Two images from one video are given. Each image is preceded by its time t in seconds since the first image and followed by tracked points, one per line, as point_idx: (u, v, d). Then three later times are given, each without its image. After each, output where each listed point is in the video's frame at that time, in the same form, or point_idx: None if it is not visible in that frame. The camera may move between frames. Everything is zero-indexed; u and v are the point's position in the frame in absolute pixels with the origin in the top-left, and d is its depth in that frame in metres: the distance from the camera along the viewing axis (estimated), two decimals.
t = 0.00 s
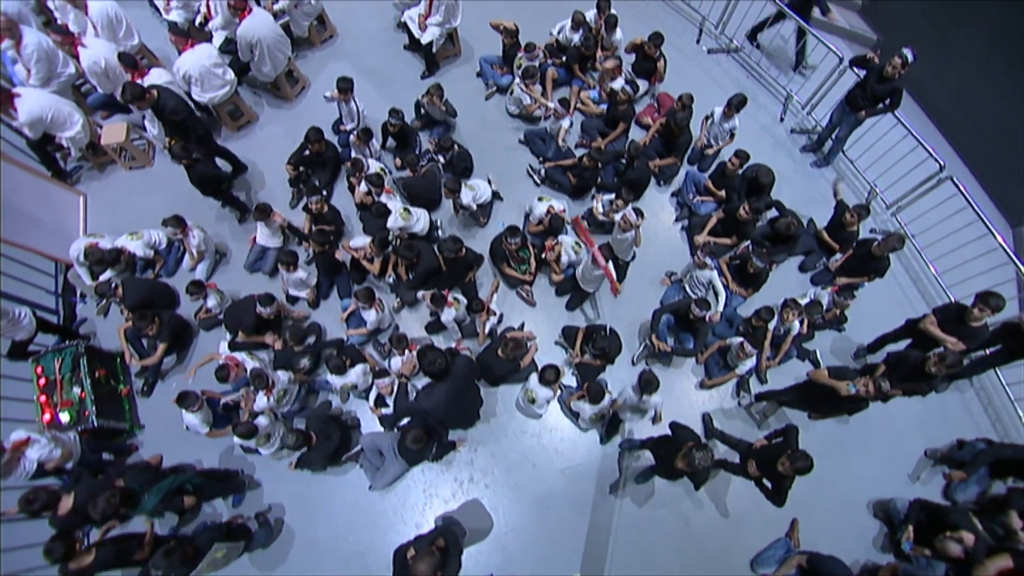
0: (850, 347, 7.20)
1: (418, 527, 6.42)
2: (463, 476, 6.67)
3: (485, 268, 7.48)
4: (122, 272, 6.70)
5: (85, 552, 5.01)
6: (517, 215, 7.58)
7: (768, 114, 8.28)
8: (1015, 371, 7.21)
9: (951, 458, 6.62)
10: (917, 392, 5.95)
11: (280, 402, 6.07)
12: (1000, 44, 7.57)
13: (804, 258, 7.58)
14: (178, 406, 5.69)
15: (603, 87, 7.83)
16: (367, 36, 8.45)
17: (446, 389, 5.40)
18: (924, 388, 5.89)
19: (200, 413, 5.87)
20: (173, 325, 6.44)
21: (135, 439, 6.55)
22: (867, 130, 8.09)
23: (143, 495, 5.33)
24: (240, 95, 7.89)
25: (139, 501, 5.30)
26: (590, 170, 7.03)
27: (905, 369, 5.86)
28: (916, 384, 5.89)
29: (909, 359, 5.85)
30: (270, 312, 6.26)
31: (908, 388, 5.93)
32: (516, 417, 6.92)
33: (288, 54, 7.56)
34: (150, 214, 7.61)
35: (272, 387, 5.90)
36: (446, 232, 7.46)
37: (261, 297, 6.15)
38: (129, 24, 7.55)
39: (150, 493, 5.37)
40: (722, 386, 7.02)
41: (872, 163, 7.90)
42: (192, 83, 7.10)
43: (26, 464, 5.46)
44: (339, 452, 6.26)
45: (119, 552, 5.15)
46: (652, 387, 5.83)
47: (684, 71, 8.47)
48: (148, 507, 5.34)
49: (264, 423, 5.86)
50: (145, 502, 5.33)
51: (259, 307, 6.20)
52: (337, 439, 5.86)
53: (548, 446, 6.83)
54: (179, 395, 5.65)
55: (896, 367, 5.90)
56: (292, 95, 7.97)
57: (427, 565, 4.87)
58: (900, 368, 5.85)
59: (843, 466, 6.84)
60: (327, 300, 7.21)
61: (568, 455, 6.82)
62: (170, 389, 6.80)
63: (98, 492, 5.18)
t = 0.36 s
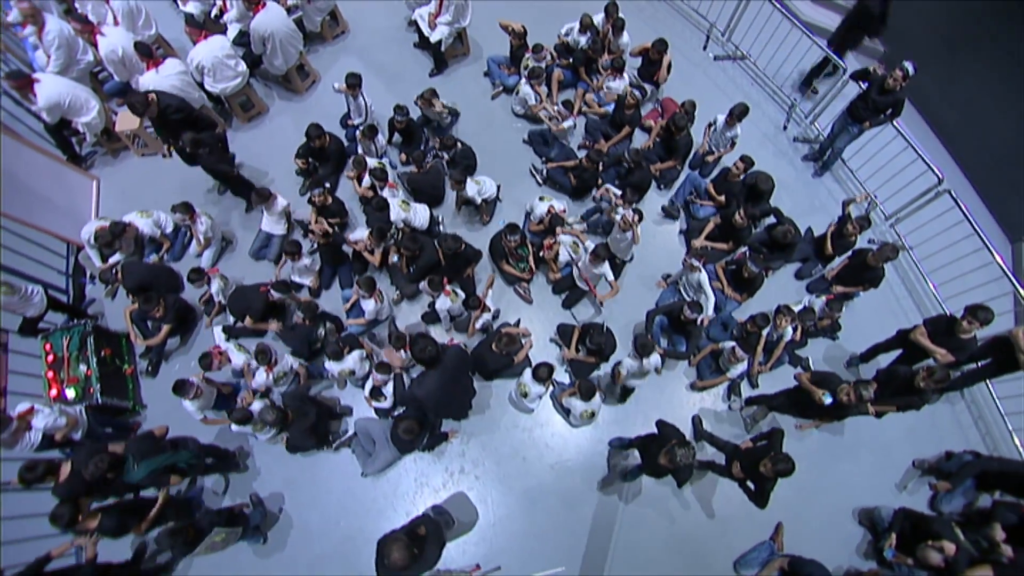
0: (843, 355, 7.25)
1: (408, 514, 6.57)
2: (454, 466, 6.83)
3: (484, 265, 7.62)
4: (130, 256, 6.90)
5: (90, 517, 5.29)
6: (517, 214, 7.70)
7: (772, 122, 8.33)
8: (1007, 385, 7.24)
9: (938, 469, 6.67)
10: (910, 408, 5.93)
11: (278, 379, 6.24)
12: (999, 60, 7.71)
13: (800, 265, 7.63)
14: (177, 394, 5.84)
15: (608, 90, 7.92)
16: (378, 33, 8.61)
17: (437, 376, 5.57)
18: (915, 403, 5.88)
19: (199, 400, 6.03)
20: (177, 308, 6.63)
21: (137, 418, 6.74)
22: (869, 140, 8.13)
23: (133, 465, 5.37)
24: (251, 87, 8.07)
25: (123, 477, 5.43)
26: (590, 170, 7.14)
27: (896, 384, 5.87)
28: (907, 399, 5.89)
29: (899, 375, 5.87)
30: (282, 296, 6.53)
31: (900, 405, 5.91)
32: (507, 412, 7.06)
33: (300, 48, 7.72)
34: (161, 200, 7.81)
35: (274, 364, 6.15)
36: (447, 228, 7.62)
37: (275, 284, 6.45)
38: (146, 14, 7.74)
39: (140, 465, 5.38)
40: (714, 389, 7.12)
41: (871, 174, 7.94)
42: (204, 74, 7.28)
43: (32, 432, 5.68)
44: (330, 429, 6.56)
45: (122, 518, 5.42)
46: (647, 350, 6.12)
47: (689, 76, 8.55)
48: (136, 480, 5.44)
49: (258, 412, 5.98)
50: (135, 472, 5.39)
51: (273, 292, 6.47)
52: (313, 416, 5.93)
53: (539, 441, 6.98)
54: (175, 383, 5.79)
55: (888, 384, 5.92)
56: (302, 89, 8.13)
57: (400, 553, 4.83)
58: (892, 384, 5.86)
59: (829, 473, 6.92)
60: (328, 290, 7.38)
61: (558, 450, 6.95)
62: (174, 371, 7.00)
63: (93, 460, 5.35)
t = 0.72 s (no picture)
0: (835, 364, 7.26)
1: (398, 501, 6.71)
2: (445, 456, 6.97)
3: (483, 260, 7.75)
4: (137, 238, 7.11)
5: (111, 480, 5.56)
6: (518, 212, 7.82)
7: (775, 130, 8.36)
8: (999, 399, 7.26)
9: (925, 480, 6.71)
10: (890, 410, 6.06)
11: (274, 363, 6.40)
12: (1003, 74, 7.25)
13: (797, 273, 7.67)
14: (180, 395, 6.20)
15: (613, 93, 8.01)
16: (389, 29, 8.75)
17: (430, 363, 5.76)
18: (896, 405, 6.00)
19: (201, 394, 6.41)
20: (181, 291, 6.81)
21: (139, 397, 6.93)
22: (871, 150, 8.16)
23: (125, 441, 5.44)
24: (263, 78, 8.25)
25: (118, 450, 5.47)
26: (591, 170, 7.26)
27: (880, 388, 5.94)
28: (890, 402, 5.99)
29: (885, 377, 5.96)
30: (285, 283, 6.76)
31: (882, 407, 6.02)
32: (498, 406, 7.18)
33: (311, 41, 7.88)
34: (171, 186, 8.00)
35: (270, 346, 6.28)
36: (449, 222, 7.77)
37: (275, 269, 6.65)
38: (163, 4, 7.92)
39: (131, 444, 5.44)
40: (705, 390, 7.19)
41: (873, 185, 7.98)
42: (217, 64, 7.47)
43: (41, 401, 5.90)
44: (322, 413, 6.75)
45: (137, 481, 5.80)
46: (632, 323, 6.36)
47: (694, 82, 8.61)
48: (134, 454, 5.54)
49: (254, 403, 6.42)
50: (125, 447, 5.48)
51: (274, 278, 6.67)
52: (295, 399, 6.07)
53: (529, 435, 7.10)
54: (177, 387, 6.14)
55: (874, 385, 5.97)
56: (313, 82, 8.30)
57: (378, 540, 4.92)
58: (877, 387, 5.92)
59: (816, 479, 6.98)
60: (329, 279, 7.53)
61: (548, 445, 7.07)
62: (176, 352, 7.19)
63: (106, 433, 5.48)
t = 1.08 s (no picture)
0: (827, 371, 7.26)
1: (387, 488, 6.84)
2: (435, 446, 7.09)
3: (481, 255, 7.87)
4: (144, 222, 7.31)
5: (136, 448, 5.74)
6: (518, 209, 7.93)
7: (778, 136, 8.30)
8: (991, 413, 7.26)
9: (911, 490, 6.73)
10: (871, 408, 6.19)
11: (272, 346, 6.60)
12: (1004, 92, 7.14)
13: (794, 280, 7.67)
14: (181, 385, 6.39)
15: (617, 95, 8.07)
16: (400, 24, 8.88)
17: (423, 350, 5.85)
18: (878, 404, 6.16)
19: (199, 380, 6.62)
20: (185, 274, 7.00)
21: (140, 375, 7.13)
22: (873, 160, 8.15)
23: (129, 395, 5.71)
24: (274, 69, 8.40)
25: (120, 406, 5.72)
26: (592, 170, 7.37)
27: (867, 386, 6.11)
28: (873, 401, 6.17)
29: (872, 376, 6.11)
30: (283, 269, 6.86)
31: (864, 404, 6.18)
32: (490, 398, 7.29)
33: (322, 34, 8.03)
34: (181, 172, 8.18)
35: (266, 328, 6.52)
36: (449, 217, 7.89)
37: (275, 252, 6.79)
38: None
39: (134, 399, 5.71)
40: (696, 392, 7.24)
41: (873, 194, 7.98)
42: (229, 53, 7.63)
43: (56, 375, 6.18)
44: (319, 397, 6.89)
45: (160, 456, 5.92)
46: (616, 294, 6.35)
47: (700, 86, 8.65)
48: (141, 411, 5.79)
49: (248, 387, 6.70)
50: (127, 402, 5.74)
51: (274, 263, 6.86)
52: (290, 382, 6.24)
53: (520, 429, 7.21)
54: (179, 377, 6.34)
55: (858, 382, 6.16)
56: (323, 74, 8.45)
57: (360, 527, 4.96)
58: (864, 381, 6.10)
59: (803, 484, 7.02)
60: (330, 268, 7.67)
61: (537, 439, 7.17)
62: (179, 333, 7.37)
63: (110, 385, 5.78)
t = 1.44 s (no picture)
0: (819, 380, 7.24)
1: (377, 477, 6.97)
2: (426, 437, 7.21)
3: (479, 252, 7.98)
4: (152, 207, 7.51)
5: (145, 404, 5.89)
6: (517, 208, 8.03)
7: (780, 145, 8.25)
8: (980, 427, 7.26)
9: (897, 500, 6.75)
10: (856, 414, 6.30)
11: (269, 331, 6.63)
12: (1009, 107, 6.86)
13: (789, 287, 7.69)
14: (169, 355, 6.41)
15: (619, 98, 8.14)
16: (409, 23, 9.01)
17: (413, 340, 5.96)
18: (863, 411, 6.26)
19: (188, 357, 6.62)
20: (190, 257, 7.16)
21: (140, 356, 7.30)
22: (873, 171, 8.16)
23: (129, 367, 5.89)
24: (284, 62, 8.57)
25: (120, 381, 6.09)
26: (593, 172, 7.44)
27: (852, 393, 6.19)
28: (858, 407, 6.25)
29: (857, 383, 6.19)
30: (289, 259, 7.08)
31: (849, 410, 6.28)
32: (481, 392, 7.40)
33: (332, 29, 8.17)
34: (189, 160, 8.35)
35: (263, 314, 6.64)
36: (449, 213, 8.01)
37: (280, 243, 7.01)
38: None
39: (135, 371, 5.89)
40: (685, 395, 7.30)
41: (871, 205, 7.98)
42: (240, 46, 7.79)
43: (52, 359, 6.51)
44: (315, 384, 7.04)
45: (171, 414, 6.10)
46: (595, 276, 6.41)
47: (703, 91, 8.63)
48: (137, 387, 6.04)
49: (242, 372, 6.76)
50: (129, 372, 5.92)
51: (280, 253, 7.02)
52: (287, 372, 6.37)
53: (510, 423, 7.31)
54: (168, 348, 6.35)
55: (844, 390, 6.25)
56: (332, 69, 8.60)
57: (343, 513, 5.03)
58: (848, 389, 6.19)
59: (788, 490, 7.05)
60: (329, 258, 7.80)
61: (526, 434, 7.26)
62: (180, 317, 7.53)
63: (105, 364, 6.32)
